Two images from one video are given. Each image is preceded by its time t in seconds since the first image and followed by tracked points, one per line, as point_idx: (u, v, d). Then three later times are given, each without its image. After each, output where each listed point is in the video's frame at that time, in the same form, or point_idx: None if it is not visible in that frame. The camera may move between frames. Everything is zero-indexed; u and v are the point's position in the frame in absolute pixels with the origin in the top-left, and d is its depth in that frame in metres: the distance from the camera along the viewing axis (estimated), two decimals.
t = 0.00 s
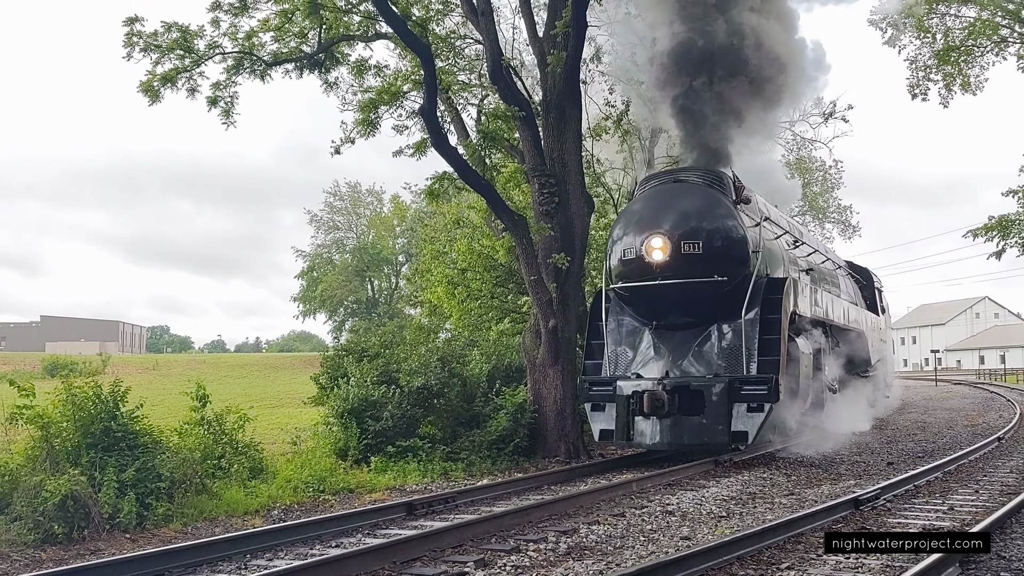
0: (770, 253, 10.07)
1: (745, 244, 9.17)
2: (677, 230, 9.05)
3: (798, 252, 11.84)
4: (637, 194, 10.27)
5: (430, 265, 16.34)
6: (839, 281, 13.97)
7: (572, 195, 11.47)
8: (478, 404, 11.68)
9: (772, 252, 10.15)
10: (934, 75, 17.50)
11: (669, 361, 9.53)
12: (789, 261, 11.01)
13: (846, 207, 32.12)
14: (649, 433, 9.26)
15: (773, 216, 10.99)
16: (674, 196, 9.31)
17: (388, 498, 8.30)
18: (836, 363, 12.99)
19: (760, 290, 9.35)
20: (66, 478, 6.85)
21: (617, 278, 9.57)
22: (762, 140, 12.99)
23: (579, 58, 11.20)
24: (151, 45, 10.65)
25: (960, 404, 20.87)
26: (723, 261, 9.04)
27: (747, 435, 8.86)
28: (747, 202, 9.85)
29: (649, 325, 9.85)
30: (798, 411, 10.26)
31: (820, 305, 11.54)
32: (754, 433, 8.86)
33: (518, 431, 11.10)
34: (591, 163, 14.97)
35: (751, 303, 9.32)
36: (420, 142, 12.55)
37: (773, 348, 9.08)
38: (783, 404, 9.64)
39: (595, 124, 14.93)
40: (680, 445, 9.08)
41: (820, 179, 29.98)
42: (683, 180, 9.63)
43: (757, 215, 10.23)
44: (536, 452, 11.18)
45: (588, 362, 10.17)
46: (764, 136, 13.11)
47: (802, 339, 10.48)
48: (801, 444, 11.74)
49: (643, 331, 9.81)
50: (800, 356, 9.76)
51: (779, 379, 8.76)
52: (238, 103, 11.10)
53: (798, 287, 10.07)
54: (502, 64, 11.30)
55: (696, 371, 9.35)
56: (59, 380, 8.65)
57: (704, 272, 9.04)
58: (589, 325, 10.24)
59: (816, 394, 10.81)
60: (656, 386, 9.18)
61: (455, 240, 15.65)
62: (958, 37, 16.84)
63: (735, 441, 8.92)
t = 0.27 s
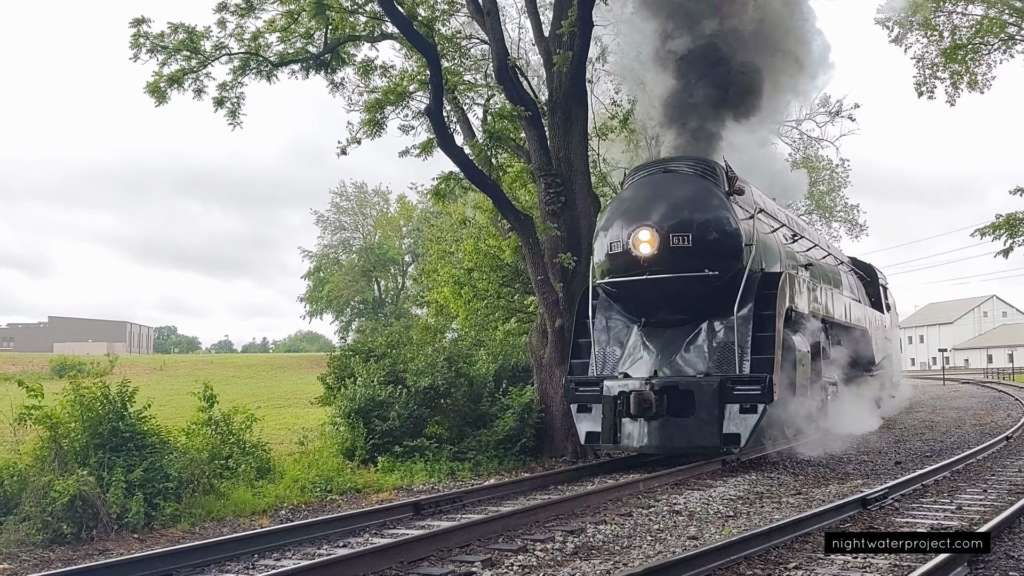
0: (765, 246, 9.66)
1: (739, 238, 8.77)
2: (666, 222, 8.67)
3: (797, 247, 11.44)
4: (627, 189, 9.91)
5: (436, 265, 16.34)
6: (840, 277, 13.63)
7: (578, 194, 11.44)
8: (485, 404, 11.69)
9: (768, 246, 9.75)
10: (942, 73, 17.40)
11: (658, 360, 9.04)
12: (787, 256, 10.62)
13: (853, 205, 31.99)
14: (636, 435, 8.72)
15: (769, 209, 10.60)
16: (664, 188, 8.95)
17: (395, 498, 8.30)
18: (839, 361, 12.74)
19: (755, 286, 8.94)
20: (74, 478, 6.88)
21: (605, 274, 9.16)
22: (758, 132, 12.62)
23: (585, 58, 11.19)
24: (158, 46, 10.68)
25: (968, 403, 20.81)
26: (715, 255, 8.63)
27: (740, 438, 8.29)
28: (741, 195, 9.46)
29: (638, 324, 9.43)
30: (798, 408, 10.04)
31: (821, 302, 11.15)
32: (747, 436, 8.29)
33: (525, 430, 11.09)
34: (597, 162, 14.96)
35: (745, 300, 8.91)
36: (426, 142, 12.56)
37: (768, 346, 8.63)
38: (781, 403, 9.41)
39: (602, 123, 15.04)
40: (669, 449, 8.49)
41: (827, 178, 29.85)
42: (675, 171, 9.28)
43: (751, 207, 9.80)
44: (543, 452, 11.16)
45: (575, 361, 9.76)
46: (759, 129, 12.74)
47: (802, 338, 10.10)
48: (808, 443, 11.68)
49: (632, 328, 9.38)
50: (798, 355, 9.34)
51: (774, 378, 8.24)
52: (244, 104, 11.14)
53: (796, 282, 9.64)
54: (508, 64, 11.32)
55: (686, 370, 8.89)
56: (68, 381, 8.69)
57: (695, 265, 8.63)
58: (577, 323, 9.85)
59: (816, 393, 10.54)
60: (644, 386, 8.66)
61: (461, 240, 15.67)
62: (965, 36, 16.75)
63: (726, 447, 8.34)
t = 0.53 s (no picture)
0: (753, 238, 9.24)
1: (726, 230, 8.24)
2: (649, 213, 8.11)
3: (790, 241, 11.06)
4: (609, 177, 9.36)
5: (439, 265, 16.34)
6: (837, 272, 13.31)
7: (581, 193, 11.41)
8: (487, 403, 11.68)
9: (757, 239, 9.34)
10: (945, 71, 17.36)
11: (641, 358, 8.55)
12: (778, 249, 10.24)
13: (856, 204, 31.94)
14: (617, 437, 8.23)
15: (760, 201, 10.19)
16: (647, 176, 8.40)
17: (398, 497, 8.30)
18: (835, 359, 12.51)
19: (743, 280, 8.44)
20: (77, 477, 6.89)
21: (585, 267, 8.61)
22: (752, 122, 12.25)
23: (587, 56, 11.16)
24: (160, 46, 10.70)
25: (971, 402, 20.77)
26: (701, 248, 8.11)
27: (726, 440, 7.83)
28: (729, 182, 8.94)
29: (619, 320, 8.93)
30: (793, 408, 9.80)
31: (816, 297, 10.79)
32: (734, 438, 7.84)
33: (528, 429, 11.09)
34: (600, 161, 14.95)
35: (733, 295, 8.42)
36: (428, 142, 12.57)
37: (757, 343, 8.11)
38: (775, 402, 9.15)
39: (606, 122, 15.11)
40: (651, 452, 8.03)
41: (830, 177, 29.78)
42: (660, 160, 8.74)
43: (739, 197, 9.38)
44: (546, 451, 11.16)
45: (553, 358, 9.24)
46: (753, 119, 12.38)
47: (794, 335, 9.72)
48: (810, 442, 11.64)
49: (613, 325, 8.89)
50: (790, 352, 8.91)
51: (762, 376, 7.76)
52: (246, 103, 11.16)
53: (787, 276, 9.22)
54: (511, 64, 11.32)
55: (670, 369, 8.40)
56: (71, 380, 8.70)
57: (680, 259, 8.10)
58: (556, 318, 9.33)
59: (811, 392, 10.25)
60: (624, 385, 8.15)
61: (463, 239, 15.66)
62: (969, 34, 16.70)
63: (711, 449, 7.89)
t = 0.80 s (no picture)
0: (742, 233, 8.95)
1: (709, 223, 7.95)
2: (628, 205, 7.84)
3: (782, 236, 10.79)
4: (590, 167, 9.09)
5: (441, 266, 16.36)
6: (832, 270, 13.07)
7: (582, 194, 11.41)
8: (490, 403, 11.68)
9: (746, 234, 9.05)
10: (947, 72, 17.37)
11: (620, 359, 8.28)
12: (769, 245, 9.96)
13: (858, 205, 31.92)
14: (594, 442, 7.89)
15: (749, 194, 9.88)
16: (626, 166, 8.13)
17: (399, 498, 8.30)
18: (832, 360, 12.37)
19: (727, 276, 8.14)
20: (80, 478, 6.90)
21: (563, 262, 8.34)
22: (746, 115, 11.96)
23: (589, 57, 11.16)
24: (162, 47, 10.71)
25: (973, 403, 20.78)
26: (683, 242, 7.82)
27: (709, 445, 7.54)
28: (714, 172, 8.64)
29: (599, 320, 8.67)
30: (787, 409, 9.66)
31: (811, 295, 10.53)
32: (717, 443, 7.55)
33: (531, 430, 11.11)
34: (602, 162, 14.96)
35: (717, 293, 8.13)
36: (430, 143, 12.59)
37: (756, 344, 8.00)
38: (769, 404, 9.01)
39: (608, 122, 15.13)
40: (629, 457, 7.68)
41: (832, 177, 29.72)
42: (642, 151, 8.47)
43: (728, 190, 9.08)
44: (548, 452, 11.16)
45: (530, 359, 8.95)
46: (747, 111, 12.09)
47: (785, 333, 9.45)
48: (812, 443, 11.61)
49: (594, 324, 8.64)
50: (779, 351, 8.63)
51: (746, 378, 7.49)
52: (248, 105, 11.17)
53: (778, 272, 8.93)
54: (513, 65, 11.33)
55: (651, 370, 8.13)
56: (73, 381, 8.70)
57: (660, 253, 7.81)
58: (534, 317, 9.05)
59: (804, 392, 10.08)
60: (603, 387, 7.86)
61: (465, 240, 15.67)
62: (971, 34, 16.70)
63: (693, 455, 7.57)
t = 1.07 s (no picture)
0: (726, 227, 8.69)
1: (690, 217, 7.66)
2: (604, 198, 7.56)
3: (771, 233, 10.53)
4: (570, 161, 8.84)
5: (443, 268, 16.37)
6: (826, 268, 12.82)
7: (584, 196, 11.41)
8: (491, 406, 11.66)
9: (732, 229, 8.81)
10: (948, 74, 17.37)
11: (595, 360, 7.86)
12: (757, 241, 9.70)
13: (859, 207, 31.90)
14: (569, 449, 7.50)
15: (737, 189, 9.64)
16: (604, 157, 7.88)
17: (401, 500, 8.30)
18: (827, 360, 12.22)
19: (710, 272, 7.81)
20: (81, 480, 6.90)
21: (539, 258, 8.05)
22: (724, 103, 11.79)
23: (590, 59, 11.16)
24: (164, 50, 10.73)
25: (975, 405, 20.74)
26: (662, 236, 7.52)
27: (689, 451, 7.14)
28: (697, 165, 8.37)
29: (575, 318, 8.28)
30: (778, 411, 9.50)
31: (803, 293, 10.26)
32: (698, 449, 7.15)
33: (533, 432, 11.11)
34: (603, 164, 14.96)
35: (699, 290, 7.76)
36: (431, 145, 12.60)
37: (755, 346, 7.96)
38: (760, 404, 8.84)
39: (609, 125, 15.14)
40: (605, 465, 7.32)
41: (833, 179, 29.65)
42: (623, 142, 8.20)
43: (710, 183, 8.82)
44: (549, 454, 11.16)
45: (505, 360, 8.58)
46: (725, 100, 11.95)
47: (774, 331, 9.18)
48: (814, 446, 11.59)
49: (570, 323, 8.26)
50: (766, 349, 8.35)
51: (728, 380, 7.12)
52: (250, 107, 11.19)
53: (764, 269, 8.67)
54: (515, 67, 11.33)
55: (629, 370, 7.72)
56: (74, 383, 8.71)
57: (638, 248, 7.52)
58: (511, 317, 8.71)
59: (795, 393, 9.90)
60: (577, 390, 7.48)
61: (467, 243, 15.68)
62: (972, 36, 16.70)
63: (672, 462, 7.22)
